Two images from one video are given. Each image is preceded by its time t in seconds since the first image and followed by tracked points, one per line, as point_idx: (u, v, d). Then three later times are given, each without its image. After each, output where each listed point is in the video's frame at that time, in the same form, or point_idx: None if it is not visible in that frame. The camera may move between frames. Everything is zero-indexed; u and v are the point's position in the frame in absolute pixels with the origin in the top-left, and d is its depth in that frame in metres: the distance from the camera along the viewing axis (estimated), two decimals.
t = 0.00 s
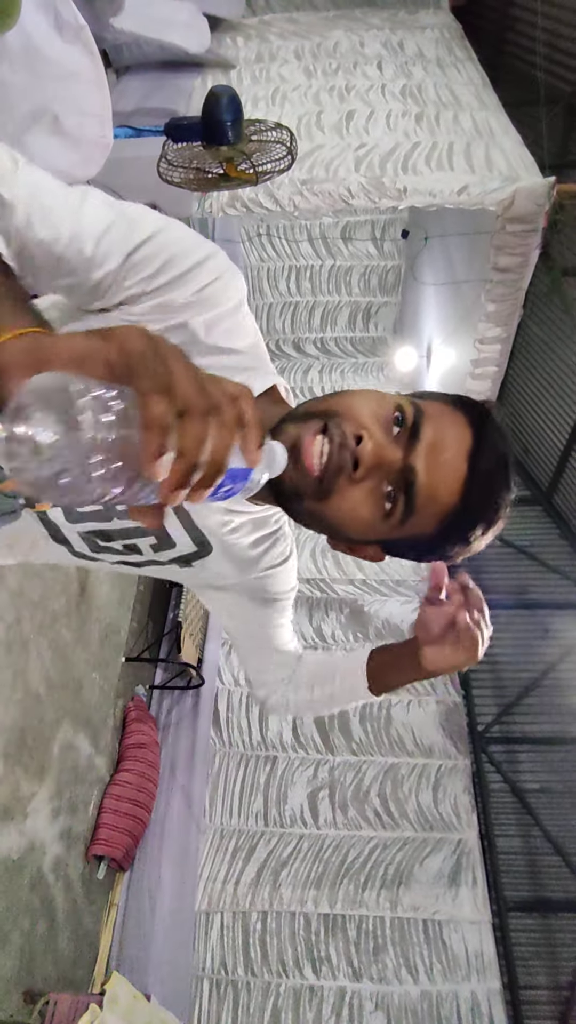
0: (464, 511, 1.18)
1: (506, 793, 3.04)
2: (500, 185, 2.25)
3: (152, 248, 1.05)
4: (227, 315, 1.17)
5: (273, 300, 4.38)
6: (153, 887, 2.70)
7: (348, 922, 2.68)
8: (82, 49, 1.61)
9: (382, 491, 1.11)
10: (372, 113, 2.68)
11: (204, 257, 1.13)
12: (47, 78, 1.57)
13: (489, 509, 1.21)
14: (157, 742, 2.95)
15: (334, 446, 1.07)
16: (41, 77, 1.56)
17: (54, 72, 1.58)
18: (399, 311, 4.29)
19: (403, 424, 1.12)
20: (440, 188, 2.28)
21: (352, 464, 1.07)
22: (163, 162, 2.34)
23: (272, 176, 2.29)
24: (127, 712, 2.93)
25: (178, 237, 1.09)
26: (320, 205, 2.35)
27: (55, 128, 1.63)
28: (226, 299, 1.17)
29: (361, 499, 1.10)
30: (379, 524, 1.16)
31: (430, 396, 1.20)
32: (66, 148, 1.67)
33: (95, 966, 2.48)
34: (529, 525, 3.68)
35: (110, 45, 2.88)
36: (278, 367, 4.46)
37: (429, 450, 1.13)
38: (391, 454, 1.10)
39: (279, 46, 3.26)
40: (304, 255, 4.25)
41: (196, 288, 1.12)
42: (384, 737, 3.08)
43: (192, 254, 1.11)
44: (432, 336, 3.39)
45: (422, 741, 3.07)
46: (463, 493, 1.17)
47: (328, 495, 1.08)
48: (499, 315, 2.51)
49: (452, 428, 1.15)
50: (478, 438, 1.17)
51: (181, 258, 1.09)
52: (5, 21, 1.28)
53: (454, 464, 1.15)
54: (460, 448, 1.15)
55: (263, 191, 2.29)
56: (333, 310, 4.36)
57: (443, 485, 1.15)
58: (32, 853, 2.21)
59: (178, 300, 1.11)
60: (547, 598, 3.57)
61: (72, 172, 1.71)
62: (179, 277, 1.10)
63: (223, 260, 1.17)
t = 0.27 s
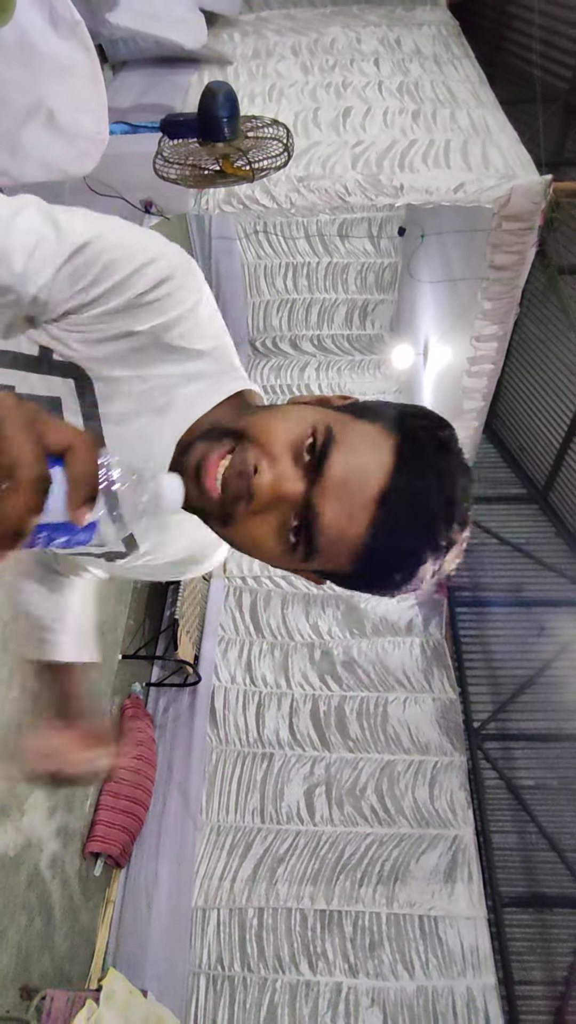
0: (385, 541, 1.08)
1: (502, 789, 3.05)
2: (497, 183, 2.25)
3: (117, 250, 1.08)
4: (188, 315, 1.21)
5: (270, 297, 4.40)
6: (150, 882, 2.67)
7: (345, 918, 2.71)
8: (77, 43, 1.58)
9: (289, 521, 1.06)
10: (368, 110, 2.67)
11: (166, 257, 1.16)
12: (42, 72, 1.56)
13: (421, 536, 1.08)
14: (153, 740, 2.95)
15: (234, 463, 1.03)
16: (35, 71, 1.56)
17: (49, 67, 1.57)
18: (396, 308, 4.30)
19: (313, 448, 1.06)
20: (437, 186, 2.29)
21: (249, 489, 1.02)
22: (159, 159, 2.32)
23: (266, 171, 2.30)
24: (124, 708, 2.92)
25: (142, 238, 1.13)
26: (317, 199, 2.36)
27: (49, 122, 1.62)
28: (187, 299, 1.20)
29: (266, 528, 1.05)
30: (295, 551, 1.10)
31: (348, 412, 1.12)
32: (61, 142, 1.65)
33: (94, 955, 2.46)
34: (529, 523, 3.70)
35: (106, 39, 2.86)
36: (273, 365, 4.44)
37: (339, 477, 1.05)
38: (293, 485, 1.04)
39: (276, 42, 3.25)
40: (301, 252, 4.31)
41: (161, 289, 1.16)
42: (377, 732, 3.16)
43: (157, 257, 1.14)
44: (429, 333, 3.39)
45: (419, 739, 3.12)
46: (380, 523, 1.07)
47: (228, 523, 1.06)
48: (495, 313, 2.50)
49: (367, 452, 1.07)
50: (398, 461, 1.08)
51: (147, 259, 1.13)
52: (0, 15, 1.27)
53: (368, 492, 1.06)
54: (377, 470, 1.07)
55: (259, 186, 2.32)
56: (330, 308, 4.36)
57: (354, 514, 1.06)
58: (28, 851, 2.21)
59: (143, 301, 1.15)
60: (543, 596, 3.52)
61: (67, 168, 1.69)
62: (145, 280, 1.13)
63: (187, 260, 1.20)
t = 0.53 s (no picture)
0: (430, 513, 1.46)
1: (498, 785, 3.10)
2: (494, 180, 2.25)
3: (156, 250, 1.32)
4: (220, 312, 1.43)
5: (267, 294, 4.36)
6: (147, 878, 2.71)
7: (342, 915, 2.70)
8: (76, 41, 1.59)
9: (349, 496, 1.43)
10: (366, 106, 2.67)
11: (206, 261, 1.40)
12: (38, 67, 1.56)
13: (455, 511, 1.49)
14: (151, 738, 2.99)
15: (301, 450, 1.40)
16: (33, 68, 1.56)
17: (48, 63, 1.57)
18: (393, 305, 4.33)
19: (368, 433, 1.43)
20: (434, 182, 2.28)
21: (316, 471, 1.40)
22: (156, 154, 2.33)
23: (265, 169, 2.29)
24: (121, 705, 2.92)
25: (183, 243, 1.37)
26: (315, 198, 2.35)
27: (46, 117, 1.61)
28: (219, 298, 1.42)
29: (327, 503, 1.43)
30: (348, 520, 1.46)
31: (390, 404, 1.48)
32: (57, 137, 1.65)
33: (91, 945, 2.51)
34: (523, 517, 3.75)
35: (104, 35, 2.85)
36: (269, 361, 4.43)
37: (395, 459, 1.42)
38: (354, 464, 1.41)
39: (274, 39, 3.24)
40: (299, 248, 4.30)
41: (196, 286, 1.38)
42: (377, 731, 3.14)
43: (192, 257, 1.37)
44: (426, 330, 3.39)
45: (415, 735, 3.12)
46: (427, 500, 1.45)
47: (295, 502, 1.43)
48: (492, 309, 2.51)
49: (414, 436, 1.44)
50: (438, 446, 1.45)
51: (184, 261, 1.36)
52: None
53: (417, 472, 1.43)
54: (422, 452, 1.44)
55: (257, 184, 2.30)
56: (327, 305, 4.35)
57: (405, 489, 1.43)
58: (26, 847, 2.21)
59: (181, 297, 1.37)
60: (539, 592, 3.55)
61: (63, 162, 1.68)
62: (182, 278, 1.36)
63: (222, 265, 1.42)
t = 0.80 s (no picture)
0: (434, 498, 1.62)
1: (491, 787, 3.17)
2: (489, 184, 2.26)
3: (146, 276, 1.65)
4: (209, 320, 1.73)
5: (264, 296, 4.33)
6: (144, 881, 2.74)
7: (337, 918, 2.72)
8: (72, 42, 1.59)
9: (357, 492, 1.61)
10: (362, 110, 2.68)
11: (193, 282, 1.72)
12: (36, 71, 1.56)
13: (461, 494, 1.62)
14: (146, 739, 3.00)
15: (309, 454, 1.65)
16: (28, 70, 1.56)
17: (43, 66, 1.57)
18: (390, 308, 4.38)
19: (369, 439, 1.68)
20: (430, 187, 2.29)
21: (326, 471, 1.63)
22: (153, 156, 2.29)
23: (260, 173, 2.29)
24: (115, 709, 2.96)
25: (171, 267, 1.69)
26: (311, 201, 2.37)
27: (43, 120, 1.62)
28: (207, 310, 1.72)
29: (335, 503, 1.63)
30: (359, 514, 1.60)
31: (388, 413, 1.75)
32: (54, 140, 1.65)
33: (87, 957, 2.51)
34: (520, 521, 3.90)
35: (100, 37, 2.86)
36: (264, 363, 4.46)
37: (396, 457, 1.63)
38: (359, 461, 1.65)
39: (271, 42, 3.26)
40: (295, 250, 4.22)
41: (185, 300, 1.69)
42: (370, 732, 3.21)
43: (180, 279, 1.69)
44: (422, 334, 3.41)
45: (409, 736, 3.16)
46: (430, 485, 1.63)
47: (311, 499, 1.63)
48: (487, 313, 2.51)
49: (412, 435, 1.70)
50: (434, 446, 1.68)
51: (174, 283, 1.68)
52: None
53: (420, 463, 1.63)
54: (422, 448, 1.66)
55: (253, 185, 2.33)
56: (323, 307, 4.36)
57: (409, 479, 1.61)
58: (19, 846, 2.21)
59: (174, 311, 1.68)
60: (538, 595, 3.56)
61: (60, 165, 1.69)
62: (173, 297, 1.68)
63: (206, 283, 1.73)
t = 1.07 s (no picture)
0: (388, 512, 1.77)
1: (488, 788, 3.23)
2: (485, 187, 2.27)
3: (151, 310, 1.74)
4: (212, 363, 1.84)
5: (261, 297, 4.38)
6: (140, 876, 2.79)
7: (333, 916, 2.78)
8: (71, 45, 1.59)
9: (323, 501, 1.71)
10: (359, 112, 2.69)
11: (202, 332, 1.83)
12: (34, 74, 1.56)
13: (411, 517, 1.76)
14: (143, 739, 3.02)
15: (277, 470, 1.70)
16: (27, 72, 1.55)
17: (42, 67, 1.57)
18: (387, 311, 4.38)
19: (334, 454, 1.78)
20: (427, 188, 2.29)
21: (296, 481, 1.71)
22: (151, 157, 2.28)
23: (257, 176, 2.29)
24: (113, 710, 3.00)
25: (181, 314, 1.81)
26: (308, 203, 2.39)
27: (40, 122, 1.62)
28: (211, 353, 1.84)
29: (303, 509, 1.69)
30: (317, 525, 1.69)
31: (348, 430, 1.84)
32: (52, 142, 1.65)
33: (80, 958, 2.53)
34: (514, 522, 4.06)
35: (98, 39, 2.86)
36: (264, 365, 4.53)
37: (353, 472, 1.77)
38: (325, 478, 1.74)
39: (268, 43, 3.27)
40: (293, 253, 4.24)
41: (191, 343, 1.81)
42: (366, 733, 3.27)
43: (190, 324, 1.81)
44: (418, 337, 3.46)
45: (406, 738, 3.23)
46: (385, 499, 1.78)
47: (278, 511, 1.70)
48: (484, 315, 2.51)
49: (369, 451, 1.80)
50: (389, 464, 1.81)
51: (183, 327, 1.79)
52: None
53: (376, 478, 1.78)
54: (377, 463, 1.79)
55: (250, 187, 2.34)
56: (321, 308, 4.38)
57: (368, 490, 1.76)
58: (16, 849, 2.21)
59: (181, 352, 1.79)
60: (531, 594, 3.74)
61: (58, 167, 1.69)
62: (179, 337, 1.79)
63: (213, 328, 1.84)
